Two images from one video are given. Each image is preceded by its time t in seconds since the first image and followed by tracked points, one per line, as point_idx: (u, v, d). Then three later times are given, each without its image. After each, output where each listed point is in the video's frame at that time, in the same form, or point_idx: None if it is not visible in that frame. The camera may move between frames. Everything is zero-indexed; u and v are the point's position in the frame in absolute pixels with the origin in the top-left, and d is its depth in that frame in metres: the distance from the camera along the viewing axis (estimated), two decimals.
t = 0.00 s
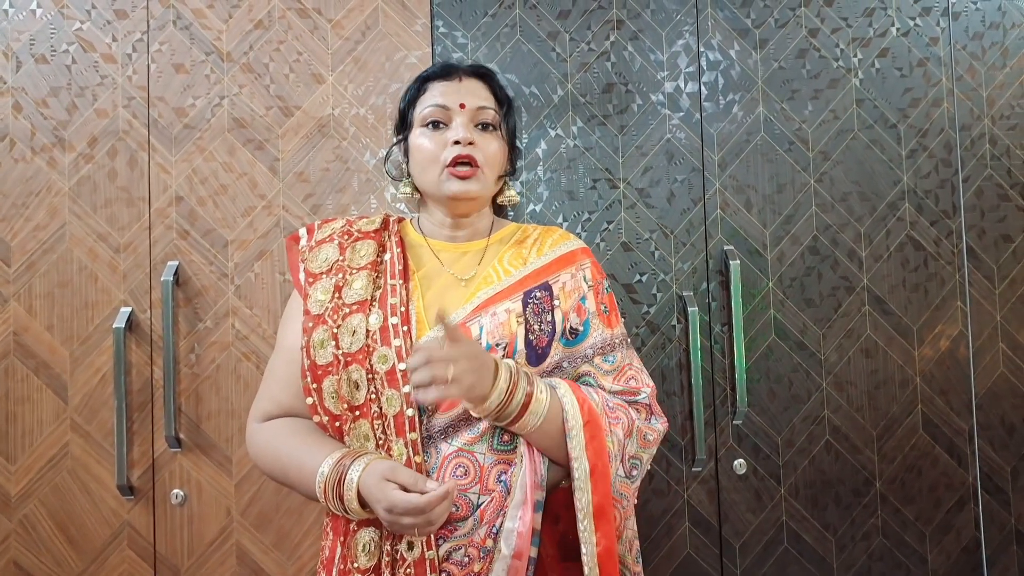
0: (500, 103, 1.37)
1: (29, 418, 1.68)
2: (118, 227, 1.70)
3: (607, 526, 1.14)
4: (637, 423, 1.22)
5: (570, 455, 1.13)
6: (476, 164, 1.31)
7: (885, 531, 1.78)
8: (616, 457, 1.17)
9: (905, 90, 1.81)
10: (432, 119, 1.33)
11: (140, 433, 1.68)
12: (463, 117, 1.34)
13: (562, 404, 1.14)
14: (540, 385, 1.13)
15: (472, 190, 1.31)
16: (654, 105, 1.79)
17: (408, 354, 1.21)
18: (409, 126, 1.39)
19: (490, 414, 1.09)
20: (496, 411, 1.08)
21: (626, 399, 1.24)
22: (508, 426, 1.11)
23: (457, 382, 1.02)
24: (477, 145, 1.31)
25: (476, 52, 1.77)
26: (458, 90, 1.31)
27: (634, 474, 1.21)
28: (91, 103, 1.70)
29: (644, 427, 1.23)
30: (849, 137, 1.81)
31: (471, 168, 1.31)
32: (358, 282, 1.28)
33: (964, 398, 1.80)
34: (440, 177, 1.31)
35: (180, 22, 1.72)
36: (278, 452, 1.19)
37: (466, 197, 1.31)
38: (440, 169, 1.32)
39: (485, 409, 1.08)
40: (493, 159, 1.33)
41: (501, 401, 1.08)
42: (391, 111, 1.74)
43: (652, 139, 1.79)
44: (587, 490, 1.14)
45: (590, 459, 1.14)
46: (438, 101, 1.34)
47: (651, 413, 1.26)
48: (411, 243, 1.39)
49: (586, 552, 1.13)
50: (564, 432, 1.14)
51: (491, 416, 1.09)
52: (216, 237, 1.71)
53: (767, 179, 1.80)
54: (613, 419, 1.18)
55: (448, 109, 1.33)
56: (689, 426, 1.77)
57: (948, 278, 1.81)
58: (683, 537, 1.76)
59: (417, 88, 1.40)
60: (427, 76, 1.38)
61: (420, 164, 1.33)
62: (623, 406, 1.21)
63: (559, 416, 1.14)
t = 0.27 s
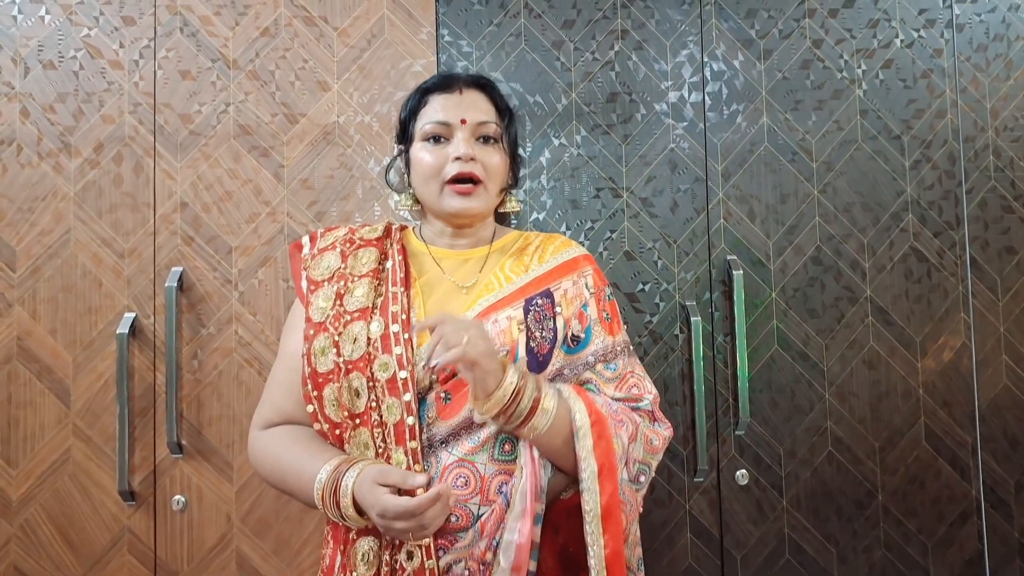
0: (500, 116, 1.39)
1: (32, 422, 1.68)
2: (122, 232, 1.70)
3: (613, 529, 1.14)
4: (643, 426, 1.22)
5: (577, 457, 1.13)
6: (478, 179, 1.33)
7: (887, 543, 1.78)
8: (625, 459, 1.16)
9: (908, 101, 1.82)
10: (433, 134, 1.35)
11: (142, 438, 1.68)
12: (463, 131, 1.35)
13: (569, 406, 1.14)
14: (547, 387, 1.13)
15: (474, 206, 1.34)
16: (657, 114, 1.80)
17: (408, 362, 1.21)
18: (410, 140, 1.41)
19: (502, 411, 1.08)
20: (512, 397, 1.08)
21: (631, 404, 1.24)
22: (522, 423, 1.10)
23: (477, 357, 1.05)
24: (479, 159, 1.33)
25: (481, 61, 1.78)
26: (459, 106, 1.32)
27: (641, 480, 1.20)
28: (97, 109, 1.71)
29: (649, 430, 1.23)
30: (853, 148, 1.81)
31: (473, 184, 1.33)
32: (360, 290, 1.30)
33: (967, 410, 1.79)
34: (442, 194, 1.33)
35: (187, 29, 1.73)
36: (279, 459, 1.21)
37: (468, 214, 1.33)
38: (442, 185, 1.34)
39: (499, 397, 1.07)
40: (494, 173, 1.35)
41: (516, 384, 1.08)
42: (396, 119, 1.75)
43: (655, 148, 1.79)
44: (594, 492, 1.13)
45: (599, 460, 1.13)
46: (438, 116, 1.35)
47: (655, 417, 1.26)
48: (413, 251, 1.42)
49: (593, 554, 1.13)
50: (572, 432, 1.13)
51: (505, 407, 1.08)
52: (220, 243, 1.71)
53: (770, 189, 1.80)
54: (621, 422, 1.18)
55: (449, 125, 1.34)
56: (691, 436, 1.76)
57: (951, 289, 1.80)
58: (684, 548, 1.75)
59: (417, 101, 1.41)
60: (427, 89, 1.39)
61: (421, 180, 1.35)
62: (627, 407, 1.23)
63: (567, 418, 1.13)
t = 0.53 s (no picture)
0: (500, 126, 1.40)
1: (37, 427, 1.69)
2: (127, 238, 1.71)
3: None
4: (616, 469, 1.18)
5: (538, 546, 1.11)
6: (478, 189, 1.34)
7: (889, 552, 1.77)
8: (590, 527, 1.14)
9: (913, 110, 1.81)
10: (433, 145, 1.36)
11: (146, 443, 1.69)
12: (464, 141, 1.36)
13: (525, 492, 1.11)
14: (498, 483, 1.12)
15: (475, 214, 1.35)
16: (661, 122, 1.80)
17: (409, 370, 1.24)
18: (410, 149, 1.42)
19: (458, 536, 1.05)
20: (466, 523, 1.05)
21: (605, 441, 1.20)
22: (491, 544, 1.08)
23: (408, 497, 1.05)
24: (479, 169, 1.34)
25: (484, 68, 1.78)
26: (458, 118, 1.33)
27: (621, 514, 1.20)
28: (103, 115, 1.72)
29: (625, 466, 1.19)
30: (856, 157, 1.81)
31: (474, 193, 1.34)
32: (362, 298, 1.32)
33: (970, 420, 1.79)
34: (444, 203, 1.34)
35: (192, 37, 1.74)
36: (282, 470, 1.21)
37: (469, 222, 1.35)
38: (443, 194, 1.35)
39: (451, 529, 1.04)
40: (495, 181, 1.36)
41: (463, 504, 1.06)
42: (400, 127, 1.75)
43: (659, 156, 1.80)
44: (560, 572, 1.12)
45: (560, 545, 1.11)
46: (438, 127, 1.36)
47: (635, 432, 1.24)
48: (415, 259, 1.44)
49: None
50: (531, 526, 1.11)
51: (465, 539, 1.06)
52: (224, 249, 1.72)
53: (773, 198, 1.80)
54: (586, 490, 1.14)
55: (449, 135, 1.35)
56: (693, 444, 1.77)
57: (955, 298, 1.80)
58: (685, 556, 1.76)
59: (417, 110, 1.42)
60: (427, 99, 1.40)
61: (422, 189, 1.36)
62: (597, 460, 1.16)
63: (525, 507, 1.10)
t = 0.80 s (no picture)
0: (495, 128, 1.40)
1: (36, 439, 1.67)
2: (125, 248, 1.70)
3: None
4: (615, 479, 1.20)
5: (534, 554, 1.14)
6: (475, 189, 1.33)
7: (891, 552, 1.78)
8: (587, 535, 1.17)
9: (911, 111, 1.82)
10: (428, 149, 1.35)
11: (147, 454, 1.68)
12: (458, 143, 1.36)
13: (523, 502, 1.13)
14: (495, 494, 1.14)
15: (472, 213, 1.34)
16: (660, 126, 1.79)
17: (408, 380, 1.24)
18: (405, 155, 1.42)
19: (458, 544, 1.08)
20: (463, 534, 1.08)
21: (605, 449, 1.21)
22: (489, 555, 1.10)
23: (405, 513, 1.06)
24: (475, 170, 1.33)
25: (483, 73, 1.77)
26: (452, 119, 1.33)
27: (618, 521, 1.23)
28: (98, 124, 1.71)
29: (622, 475, 1.21)
30: (855, 159, 1.81)
31: (471, 192, 1.34)
32: (361, 308, 1.31)
33: (970, 419, 1.80)
34: (441, 204, 1.34)
35: (188, 44, 1.72)
36: (281, 483, 1.22)
37: (467, 222, 1.34)
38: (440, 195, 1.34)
39: (449, 540, 1.07)
40: (491, 181, 1.35)
41: (460, 515, 1.09)
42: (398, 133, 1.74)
43: (659, 160, 1.79)
44: None
45: (556, 554, 1.14)
46: (432, 131, 1.36)
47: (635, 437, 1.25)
48: (414, 267, 1.43)
49: None
50: (529, 535, 1.13)
51: (463, 550, 1.08)
52: (223, 258, 1.71)
53: (773, 200, 1.80)
54: (583, 500, 1.16)
55: (444, 138, 1.35)
56: (695, 447, 1.77)
57: (954, 299, 1.81)
58: (689, 559, 1.76)
59: (410, 117, 1.42)
60: (420, 105, 1.40)
61: (419, 191, 1.36)
62: (595, 470, 1.19)
63: (523, 516, 1.13)
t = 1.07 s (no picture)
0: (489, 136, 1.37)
1: (17, 451, 1.62)
2: (109, 254, 1.65)
3: None
4: (612, 489, 1.17)
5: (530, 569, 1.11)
6: (468, 200, 1.31)
7: (884, 556, 1.79)
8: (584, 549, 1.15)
9: (904, 117, 1.82)
10: (421, 158, 1.33)
11: (133, 465, 1.64)
12: (452, 152, 1.33)
13: (519, 515, 1.11)
14: (490, 507, 1.11)
15: (466, 224, 1.32)
16: (656, 130, 1.78)
17: (402, 390, 1.21)
18: (397, 163, 1.39)
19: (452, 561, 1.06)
20: (458, 551, 1.06)
21: (602, 458, 1.18)
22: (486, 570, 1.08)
23: (397, 533, 1.04)
24: (469, 180, 1.31)
25: (477, 77, 1.75)
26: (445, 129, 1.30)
27: (616, 531, 1.20)
28: (81, 126, 1.66)
29: (619, 485, 1.18)
30: (850, 164, 1.81)
31: (464, 203, 1.32)
32: (352, 316, 1.28)
33: (962, 424, 1.81)
34: (433, 215, 1.31)
35: (175, 44, 1.68)
36: (273, 498, 1.19)
37: (460, 232, 1.32)
38: (433, 206, 1.32)
39: (444, 557, 1.04)
40: (486, 191, 1.33)
41: (454, 532, 1.07)
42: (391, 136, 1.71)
43: (655, 165, 1.78)
44: None
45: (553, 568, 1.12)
46: (425, 140, 1.33)
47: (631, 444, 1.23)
48: (407, 274, 1.41)
49: None
50: (525, 549, 1.11)
51: (459, 566, 1.07)
52: (211, 264, 1.67)
53: (768, 205, 1.79)
54: (580, 512, 1.13)
55: (437, 147, 1.32)
56: (691, 454, 1.76)
57: (946, 304, 1.82)
58: (684, 565, 1.75)
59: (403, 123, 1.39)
60: (413, 111, 1.37)
61: (411, 201, 1.33)
62: (592, 481, 1.16)
63: (518, 530, 1.11)
